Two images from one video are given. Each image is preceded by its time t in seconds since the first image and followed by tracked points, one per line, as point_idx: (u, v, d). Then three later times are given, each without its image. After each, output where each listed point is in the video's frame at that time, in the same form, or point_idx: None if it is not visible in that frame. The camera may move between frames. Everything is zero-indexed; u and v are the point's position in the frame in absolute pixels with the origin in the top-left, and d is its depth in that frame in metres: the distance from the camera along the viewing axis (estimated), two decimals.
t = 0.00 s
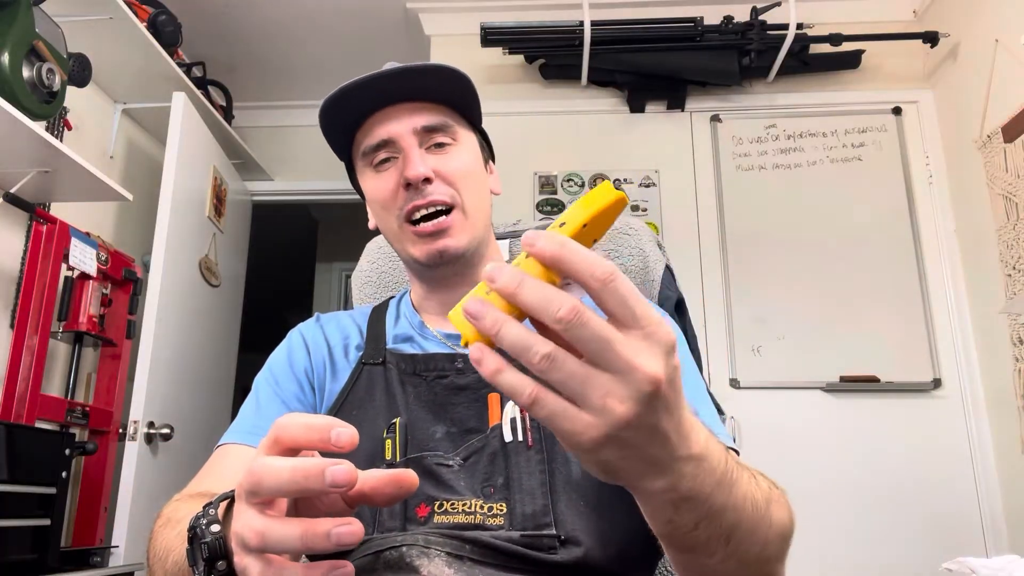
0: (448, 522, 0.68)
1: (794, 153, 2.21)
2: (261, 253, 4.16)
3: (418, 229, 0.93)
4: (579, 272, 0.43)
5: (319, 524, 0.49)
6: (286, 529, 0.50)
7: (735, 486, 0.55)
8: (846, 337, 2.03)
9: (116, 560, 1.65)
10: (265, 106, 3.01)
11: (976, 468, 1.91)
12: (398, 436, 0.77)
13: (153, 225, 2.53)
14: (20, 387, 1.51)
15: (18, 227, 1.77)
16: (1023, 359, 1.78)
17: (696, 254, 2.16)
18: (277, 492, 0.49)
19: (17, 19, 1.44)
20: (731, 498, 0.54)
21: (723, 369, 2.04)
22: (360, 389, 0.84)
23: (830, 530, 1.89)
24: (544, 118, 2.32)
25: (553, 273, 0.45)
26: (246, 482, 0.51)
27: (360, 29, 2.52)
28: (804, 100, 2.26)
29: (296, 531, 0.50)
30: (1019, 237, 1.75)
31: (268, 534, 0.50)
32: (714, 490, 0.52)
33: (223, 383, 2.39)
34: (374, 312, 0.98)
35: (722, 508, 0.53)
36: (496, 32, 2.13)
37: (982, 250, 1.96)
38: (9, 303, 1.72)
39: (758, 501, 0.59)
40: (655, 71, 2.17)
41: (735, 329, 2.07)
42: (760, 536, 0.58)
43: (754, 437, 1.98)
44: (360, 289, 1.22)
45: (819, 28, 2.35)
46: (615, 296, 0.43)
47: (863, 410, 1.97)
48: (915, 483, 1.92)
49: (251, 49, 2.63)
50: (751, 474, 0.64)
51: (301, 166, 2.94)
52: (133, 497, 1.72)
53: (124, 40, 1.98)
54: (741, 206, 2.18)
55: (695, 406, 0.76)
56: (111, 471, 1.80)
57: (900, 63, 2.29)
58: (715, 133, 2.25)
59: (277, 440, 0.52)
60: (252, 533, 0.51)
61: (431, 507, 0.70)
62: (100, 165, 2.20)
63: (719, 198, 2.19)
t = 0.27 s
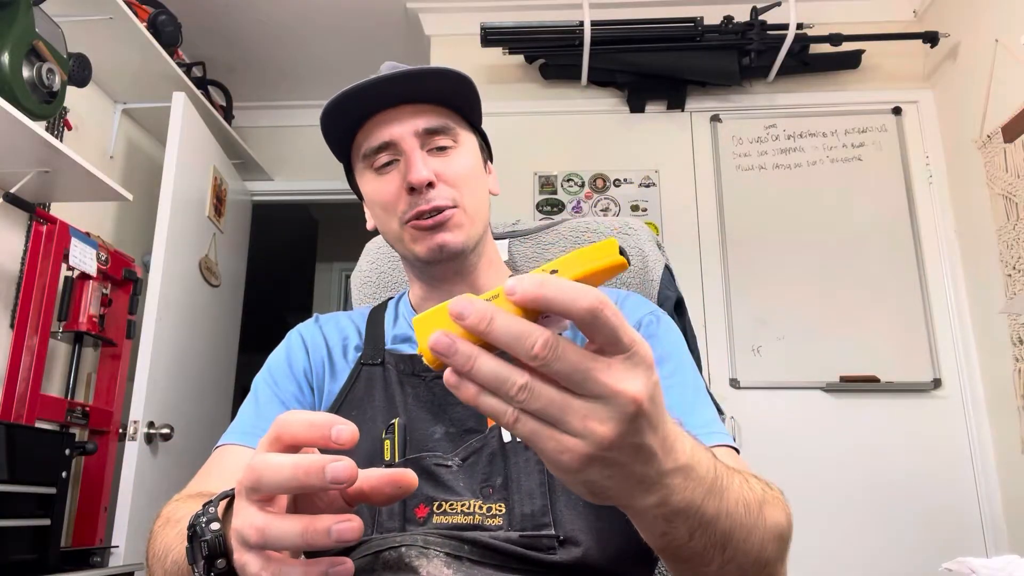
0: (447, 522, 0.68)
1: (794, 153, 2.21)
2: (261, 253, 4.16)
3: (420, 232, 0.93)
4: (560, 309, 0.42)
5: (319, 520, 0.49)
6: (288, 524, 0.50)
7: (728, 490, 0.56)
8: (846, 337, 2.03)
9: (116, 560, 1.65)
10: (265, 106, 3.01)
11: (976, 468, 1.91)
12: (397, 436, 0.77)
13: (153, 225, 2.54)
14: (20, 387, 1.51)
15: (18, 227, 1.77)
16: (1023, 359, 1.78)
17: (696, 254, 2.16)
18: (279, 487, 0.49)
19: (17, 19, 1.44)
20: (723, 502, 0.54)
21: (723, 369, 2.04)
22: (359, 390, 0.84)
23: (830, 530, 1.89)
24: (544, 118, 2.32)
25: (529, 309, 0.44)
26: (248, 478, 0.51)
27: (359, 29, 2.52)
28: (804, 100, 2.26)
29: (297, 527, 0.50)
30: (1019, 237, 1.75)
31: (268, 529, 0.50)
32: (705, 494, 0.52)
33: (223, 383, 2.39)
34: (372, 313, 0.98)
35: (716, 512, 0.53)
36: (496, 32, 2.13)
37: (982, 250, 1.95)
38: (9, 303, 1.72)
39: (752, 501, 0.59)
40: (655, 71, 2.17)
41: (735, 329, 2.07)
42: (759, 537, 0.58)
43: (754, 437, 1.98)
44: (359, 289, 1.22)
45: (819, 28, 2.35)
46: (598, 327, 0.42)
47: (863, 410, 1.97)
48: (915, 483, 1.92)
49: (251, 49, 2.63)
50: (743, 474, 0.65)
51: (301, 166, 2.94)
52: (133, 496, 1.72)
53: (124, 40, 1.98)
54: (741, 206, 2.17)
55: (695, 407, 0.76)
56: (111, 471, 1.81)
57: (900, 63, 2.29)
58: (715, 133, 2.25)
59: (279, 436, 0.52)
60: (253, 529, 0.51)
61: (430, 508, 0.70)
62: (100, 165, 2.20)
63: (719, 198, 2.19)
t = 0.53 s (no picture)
0: (447, 523, 0.68)
1: (794, 153, 2.21)
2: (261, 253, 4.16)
3: (414, 230, 0.93)
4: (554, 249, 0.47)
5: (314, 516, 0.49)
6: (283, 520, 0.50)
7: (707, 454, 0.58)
8: (846, 337, 2.03)
9: (116, 560, 1.65)
10: (265, 106, 3.01)
11: (976, 468, 1.91)
12: (397, 437, 0.77)
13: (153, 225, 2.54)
14: (20, 387, 1.51)
15: (18, 227, 1.77)
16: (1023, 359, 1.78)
17: (696, 254, 2.16)
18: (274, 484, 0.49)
19: (17, 19, 1.44)
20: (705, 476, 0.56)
21: (723, 369, 2.04)
22: (359, 391, 0.84)
23: (830, 530, 1.89)
24: (544, 118, 2.32)
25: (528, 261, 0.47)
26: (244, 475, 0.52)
27: (360, 29, 2.52)
28: (804, 100, 2.26)
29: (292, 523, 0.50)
30: (1019, 237, 1.75)
31: (264, 527, 0.51)
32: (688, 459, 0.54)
33: (223, 383, 2.39)
34: (372, 314, 0.98)
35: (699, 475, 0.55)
36: (496, 32, 2.13)
37: (983, 250, 1.95)
38: (9, 303, 1.72)
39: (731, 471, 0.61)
40: (655, 71, 2.17)
41: (735, 329, 2.07)
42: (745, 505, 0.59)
43: (754, 437, 1.98)
44: (359, 289, 1.22)
45: (819, 28, 2.35)
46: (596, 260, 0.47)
47: (863, 410, 1.97)
48: (915, 483, 1.92)
49: (250, 48, 2.63)
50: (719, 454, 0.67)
51: (301, 166, 2.94)
52: (133, 496, 1.72)
53: (124, 40, 1.98)
54: (742, 206, 2.17)
55: (693, 409, 0.76)
56: (111, 471, 1.81)
57: (900, 63, 2.29)
58: (715, 133, 2.25)
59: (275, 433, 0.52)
60: (248, 525, 0.51)
61: (430, 508, 0.70)
62: (100, 165, 2.20)
63: (719, 198, 2.19)
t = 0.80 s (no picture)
0: (448, 524, 0.69)
1: (794, 153, 2.21)
2: (261, 253, 4.16)
3: (417, 234, 0.93)
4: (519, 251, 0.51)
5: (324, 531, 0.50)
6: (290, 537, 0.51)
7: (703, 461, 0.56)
8: (846, 337, 2.03)
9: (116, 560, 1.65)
10: (265, 106, 3.01)
11: (976, 468, 1.91)
12: (398, 437, 0.76)
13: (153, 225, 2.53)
14: (20, 387, 1.51)
15: (18, 227, 1.77)
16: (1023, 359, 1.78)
17: (696, 254, 2.16)
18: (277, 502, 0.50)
19: (17, 19, 1.44)
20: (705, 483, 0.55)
21: (723, 369, 2.04)
22: (361, 390, 0.84)
23: (830, 530, 1.89)
24: (545, 118, 2.32)
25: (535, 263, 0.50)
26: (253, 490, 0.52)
27: (359, 29, 2.52)
28: (804, 100, 2.26)
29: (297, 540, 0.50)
30: (1019, 237, 1.75)
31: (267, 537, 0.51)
32: (687, 465, 0.52)
33: (223, 383, 2.39)
34: (373, 314, 0.97)
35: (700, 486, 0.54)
36: (496, 32, 2.13)
37: (983, 249, 1.95)
38: (9, 303, 1.72)
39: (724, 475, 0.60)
40: (656, 71, 2.17)
41: (735, 329, 2.07)
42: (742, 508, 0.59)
43: (754, 437, 1.98)
44: (360, 289, 1.22)
45: (819, 28, 2.35)
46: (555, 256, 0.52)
47: (863, 410, 1.97)
48: (915, 483, 1.92)
49: (250, 48, 2.63)
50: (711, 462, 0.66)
51: (301, 166, 2.94)
52: (133, 496, 1.72)
53: (124, 40, 1.98)
54: (742, 206, 2.17)
55: (693, 412, 0.76)
56: (111, 471, 1.80)
57: (900, 63, 2.29)
58: (715, 133, 2.25)
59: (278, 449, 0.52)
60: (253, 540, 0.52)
61: (431, 509, 0.70)
62: (100, 165, 2.20)
63: (719, 198, 2.19)
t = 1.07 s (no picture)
0: (447, 523, 0.70)
1: (794, 153, 2.21)
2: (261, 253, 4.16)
3: (420, 240, 0.94)
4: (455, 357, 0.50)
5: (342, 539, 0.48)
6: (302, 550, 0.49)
7: (690, 492, 0.51)
8: (846, 337, 2.03)
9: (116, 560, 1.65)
10: (265, 106, 3.01)
11: (976, 468, 1.91)
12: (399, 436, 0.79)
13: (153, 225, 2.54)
14: (20, 388, 1.51)
15: (18, 228, 1.77)
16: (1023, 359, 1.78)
17: (696, 254, 2.16)
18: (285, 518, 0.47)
19: (17, 19, 1.44)
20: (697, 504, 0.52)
21: (723, 369, 2.04)
22: (361, 388, 0.84)
23: (830, 530, 1.89)
24: (544, 118, 2.32)
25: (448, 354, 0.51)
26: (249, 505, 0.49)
27: (359, 29, 2.52)
28: (804, 100, 2.26)
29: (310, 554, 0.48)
30: (1019, 237, 1.75)
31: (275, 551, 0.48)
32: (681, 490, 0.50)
33: (223, 383, 2.39)
34: (373, 314, 0.98)
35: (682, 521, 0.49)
36: (496, 32, 2.13)
37: (983, 249, 1.95)
38: (9, 303, 1.72)
39: (722, 496, 0.55)
40: (656, 71, 2.17)
41: (735, 329, 2.07)
42: (737, 529, 0.55)
43: (754, 437, 1.98)
44: (359, 290, 1.22)
45: (819, 28, 2.35)
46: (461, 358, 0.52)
47: (863, 410, 1.97)
48: (916, 483, 1.92)
49: (250, 49, 2.63)
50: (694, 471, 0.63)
51: (301, 166, 2.94)
52: (133, 496, 1.72)
53: (124, 40, 1.98)
54: (742, 206, 2.17)
55: (693, 409, 0.74)
56: (111, 471, 1.80)
57: (900, 63, 2.29)
58: (715, 133, 2.25)
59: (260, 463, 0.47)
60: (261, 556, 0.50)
61: (430, 509, 0.71)
62: (100, 165, 2.20)
63: (719, 198, 2.19)
